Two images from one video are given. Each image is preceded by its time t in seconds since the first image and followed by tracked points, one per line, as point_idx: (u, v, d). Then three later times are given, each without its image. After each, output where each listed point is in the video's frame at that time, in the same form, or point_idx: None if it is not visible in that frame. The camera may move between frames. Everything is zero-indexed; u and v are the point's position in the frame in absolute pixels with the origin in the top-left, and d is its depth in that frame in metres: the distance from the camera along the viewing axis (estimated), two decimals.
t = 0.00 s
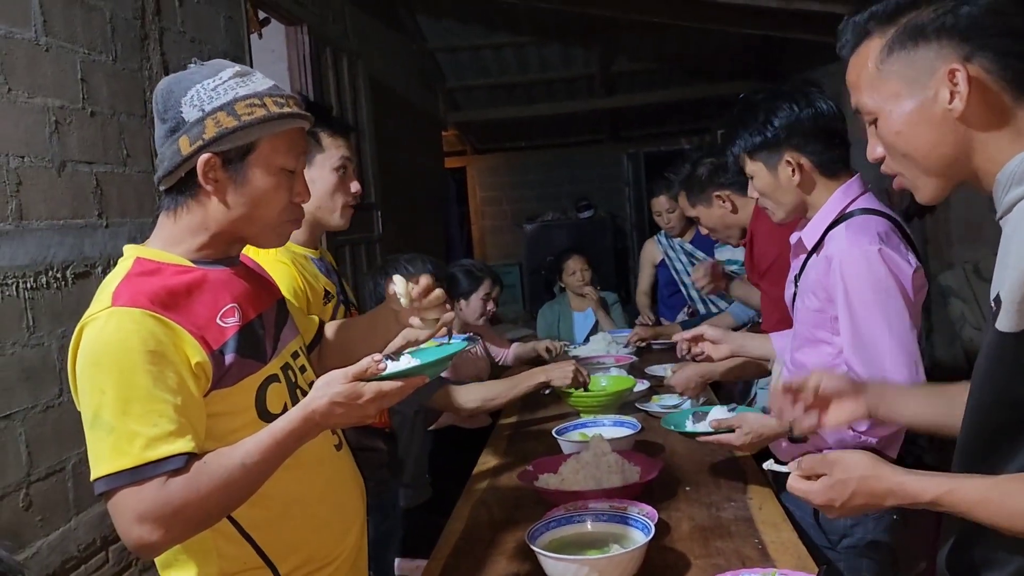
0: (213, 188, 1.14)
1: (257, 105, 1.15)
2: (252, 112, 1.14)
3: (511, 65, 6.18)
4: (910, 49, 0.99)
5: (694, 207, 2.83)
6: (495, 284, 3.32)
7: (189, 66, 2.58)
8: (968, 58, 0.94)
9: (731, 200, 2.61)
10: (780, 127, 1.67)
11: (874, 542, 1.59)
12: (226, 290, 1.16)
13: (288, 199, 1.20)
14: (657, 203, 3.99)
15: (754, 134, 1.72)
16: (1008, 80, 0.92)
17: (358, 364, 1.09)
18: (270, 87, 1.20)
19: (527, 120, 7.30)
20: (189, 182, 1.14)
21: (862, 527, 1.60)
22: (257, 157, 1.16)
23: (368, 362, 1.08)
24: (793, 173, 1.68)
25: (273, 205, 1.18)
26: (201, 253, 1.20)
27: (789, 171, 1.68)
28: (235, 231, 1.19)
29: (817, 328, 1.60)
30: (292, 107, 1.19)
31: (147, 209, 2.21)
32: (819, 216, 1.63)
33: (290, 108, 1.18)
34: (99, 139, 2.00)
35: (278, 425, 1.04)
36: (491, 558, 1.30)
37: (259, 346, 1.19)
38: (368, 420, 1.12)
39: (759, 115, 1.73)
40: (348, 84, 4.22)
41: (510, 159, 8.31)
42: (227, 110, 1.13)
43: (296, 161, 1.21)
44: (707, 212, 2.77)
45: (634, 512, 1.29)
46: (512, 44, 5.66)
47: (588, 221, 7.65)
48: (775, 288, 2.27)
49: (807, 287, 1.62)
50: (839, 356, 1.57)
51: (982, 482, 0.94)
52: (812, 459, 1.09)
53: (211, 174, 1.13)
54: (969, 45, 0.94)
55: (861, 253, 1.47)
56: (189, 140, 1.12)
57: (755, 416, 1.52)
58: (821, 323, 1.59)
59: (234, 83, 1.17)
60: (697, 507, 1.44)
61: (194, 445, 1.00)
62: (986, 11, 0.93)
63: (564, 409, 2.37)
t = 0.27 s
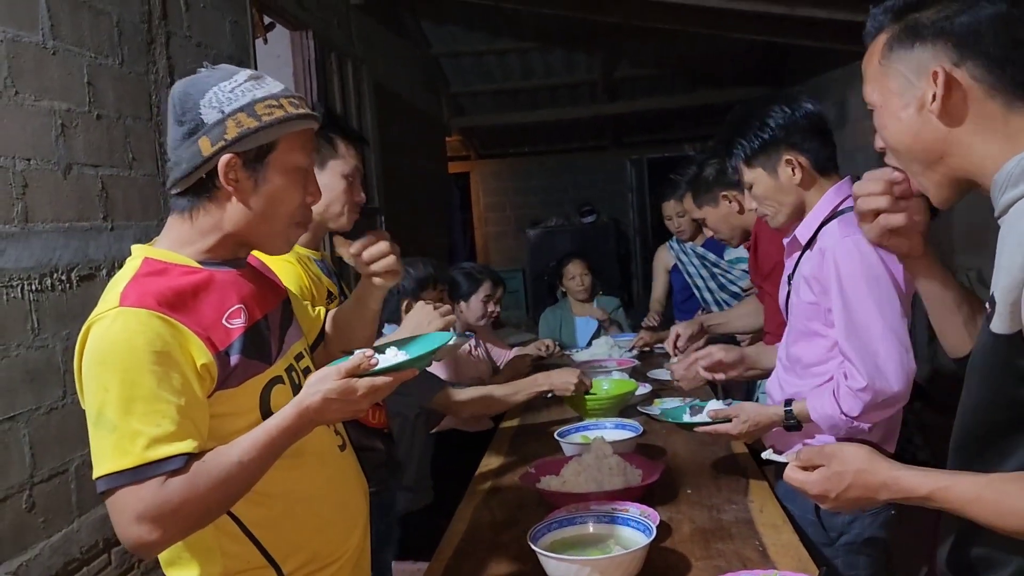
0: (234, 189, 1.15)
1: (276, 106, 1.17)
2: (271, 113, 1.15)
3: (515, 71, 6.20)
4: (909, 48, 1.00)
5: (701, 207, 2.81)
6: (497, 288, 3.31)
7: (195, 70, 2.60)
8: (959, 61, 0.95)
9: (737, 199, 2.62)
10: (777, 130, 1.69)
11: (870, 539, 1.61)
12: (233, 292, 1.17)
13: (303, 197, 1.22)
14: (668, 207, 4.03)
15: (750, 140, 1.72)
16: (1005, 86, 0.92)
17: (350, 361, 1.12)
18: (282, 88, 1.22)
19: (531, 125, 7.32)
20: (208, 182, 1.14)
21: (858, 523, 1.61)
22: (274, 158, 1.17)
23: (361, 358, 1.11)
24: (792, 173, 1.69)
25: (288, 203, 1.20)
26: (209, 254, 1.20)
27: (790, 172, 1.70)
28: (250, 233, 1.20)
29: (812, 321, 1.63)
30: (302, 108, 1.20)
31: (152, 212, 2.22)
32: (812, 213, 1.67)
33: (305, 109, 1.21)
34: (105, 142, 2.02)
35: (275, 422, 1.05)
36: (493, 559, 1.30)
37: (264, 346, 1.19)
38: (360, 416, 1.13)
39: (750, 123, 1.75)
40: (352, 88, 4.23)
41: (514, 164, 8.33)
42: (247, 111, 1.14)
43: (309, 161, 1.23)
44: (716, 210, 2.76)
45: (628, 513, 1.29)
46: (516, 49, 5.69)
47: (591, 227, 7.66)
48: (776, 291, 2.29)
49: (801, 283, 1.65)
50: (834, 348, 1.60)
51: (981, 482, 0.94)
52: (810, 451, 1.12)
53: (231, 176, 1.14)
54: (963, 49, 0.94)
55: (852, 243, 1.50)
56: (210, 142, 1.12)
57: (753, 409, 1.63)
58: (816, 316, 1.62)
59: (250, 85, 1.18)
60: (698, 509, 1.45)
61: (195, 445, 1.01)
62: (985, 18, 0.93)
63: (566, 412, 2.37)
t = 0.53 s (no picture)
0: (249, 196, 1.16)
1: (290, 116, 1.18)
2: (286, 122, 1.17)
3: (515, 78, 6.23)
4: (903, 57, 1.01)
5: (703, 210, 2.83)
6: (494, 291, 3.32)
7: (197, 76, 2.61)
8: (947, 68, 0.95)
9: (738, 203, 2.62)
10: (755, 149, 1.72)
11: (882, 538, 1.62)
12: (238, 298, 1.17)
13: (314, 203, 1.24)
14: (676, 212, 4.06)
15: (729, 167, 1.75)
16: (997, 89, 0.92)
17: (350, 369, 1.12)
18: (295, 100, 1.24)
19: (531, 132, 7.34)
20: (222, 188, 1.15)
21: (873, 522, 1.61)
22: (288, 166, 1.19)
23: (361, 366, 1.11)
24: (775, 188, 1.73)
25: (299, 209, 1.22)
26: (217, 260, 1.21)
27: (772, 188, 1.73)
28: (261, 239, 1.20)
29: (801, 322, 1.65)
30: (312, 119, 1.22)
31: (153, 217, 2.23)
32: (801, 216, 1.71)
33: (316, 119, 1.23)
34: (107, 148, 2.03)
35: (274, 428, 1.06)
36: (492, 564, 1.30)
37: (266, 352, 1.20)
38: (359, 422, 1.14)
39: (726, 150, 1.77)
40: (353, 95, 4.25)
41: (514, 170, 8.35)
42: (264, 119, 1.15)
43: (318, 168, 1.24)
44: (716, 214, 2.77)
45: (625, 518, 1.30)
46: (516, 56, 5.71)
47: (591, 232, 7.66)
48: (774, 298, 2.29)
49: (792, 285, 1.68)
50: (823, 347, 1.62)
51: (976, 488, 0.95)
52: (807, 454, 1.12)
53: (246, 182, 1.15)
54: (951, 56, 0.95)
55: (841, 240, 1.53)
56: (226, 149, 1.13)
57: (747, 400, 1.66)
58: (805, 317, 1.64)
59: (265, 95, 1.19)
60: (697, 514, 1.45)
61: (196, 451, 1.02)
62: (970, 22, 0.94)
63: (565, 418, 2.38)
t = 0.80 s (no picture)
0: (251, 202, 1.16)
1: (293, 123, 1.19)
2: (289, 129, 1.18)
3: (511, 81, 6.25)
4: (897, 62, 1.02)
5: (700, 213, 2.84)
6: (488, 292, 3.33)
7: (193, 80, 2.61)
8: (941, 72, 0.96)
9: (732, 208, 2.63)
10: (735, 165, 1.77)
11: (884, 539, 1.59)
12: (237, 302, 1.18)
13: (314, 210, 1.25)
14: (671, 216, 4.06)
15: (710, 181, 1.81)
16: (988, 93, 0.93)
17: (348, 374, 1.13)
18: (296, 107, 1.25)
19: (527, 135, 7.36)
20: (223, 193, 1.16)
21: (873, 524, 1.59)
22: (291, 171, 1.20)
23: (359, 371, 1.13)
24: (755, 205, 1.78)
25: (300, 216, 1.23)
26: (216, 264, 1.21)
27: (753, 205, 1.78)
28: (261, 244, 1.21)
29: (792, 327, 1.66)
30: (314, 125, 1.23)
31: (149, 221, 2.23)
32: (786, 221, 1.72)
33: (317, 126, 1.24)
34: (103, 151, 2.03)
35: (272, 433, 1.07)
36: (487, 567, 1.31)
37: (263, 355, 1.21)
38: (356, 427, 1.15)
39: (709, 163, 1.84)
40: (349, 98, 4.26)
41: (510, 173, 8.37)
42: (268, 126, 1.16)
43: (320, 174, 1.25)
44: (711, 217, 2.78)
45: (620, 521, 1.31)
46: (513, 59, 5.74)
47: (587, 235, 7.68)
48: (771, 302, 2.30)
49: (781, 292, 1.70)
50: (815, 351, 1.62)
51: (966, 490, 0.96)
52: (800, 452, 1.17)
53: (249, 188, 1.15)
54: (943, 60, 0.96)
55: (821, 247, 1.54)
56: (230, 155, 1.13)
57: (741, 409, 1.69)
58: (795, 322, 1.65)
59: (268, 101, 1.19)
60: (691, 517, 1.46)
61: (195, 455, 1.02)
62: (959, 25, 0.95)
63: (560, 421, 2.39)
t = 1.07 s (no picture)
0: (238, 203, 1.16)
1: (279, 121, 1.19)
2: (275, 127, 1.17)
3: (504, 83, 6.26)
4: (890, 61, 1.03)
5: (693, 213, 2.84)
6: (477, 290, 3.30)
7: (183, 82, 2.60)
8: (932, 71, 0.97)
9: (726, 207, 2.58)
10: (729, 172, 1.77)
11: (873, 544, 1.59)
12: (227, 302, 1.17)
13: (302, 209, 1.24)
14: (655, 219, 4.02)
15: (703, 186, 1.81)
16: (979, 91, 0.93)
17: (339, 374, 1.13)
18: (281, 105, 1.24)
19: (520, 136, 7.36)
20: (211, 194, 1.15)
21: (861, 528, 1.58)
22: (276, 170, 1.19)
23: (349, 370, 1.12)
24: (747, 211, 1.78)
25: (288, 216, 1.22)
26: (205, 264, 1.21)
27: (745, 212, 1.78)
28: (249, 243, 1.20)
29: (787, 336, 1.66)
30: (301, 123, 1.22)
31: (139, 224, 2.22)
32: (783, 224, 1.70)
33: (303, 124, 1.23)
34: (92, 153, 2.02)
35: (263, 434, 1.06)
36: (479, 569, 1.31)
37: (254, 356, 1.20)
38: (347, 428, 1.15)
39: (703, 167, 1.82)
40: (341, 100, 4.25)
41: (502, 175, 8.37)
42: (253, 125, 1.15)
43: (307, 173, 1.25)
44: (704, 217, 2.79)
45: (611, 522, 1.31)
46: (505, 61, 5.74)
47: (579, 237, 7.68)
48: (765, 302, 2.31)
49: (776, 299, 1.69)
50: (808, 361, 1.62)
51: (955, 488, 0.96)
52: (795, 449, 1.20)
53: (237, 188, 1.15)
54: (935, 59, 0.96)
55: (813, 260, 1.53)
56: (216, 155, 1.13)
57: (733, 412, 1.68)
58: (789, 331, 1.65)
59: (252, 101, 1.19)
60: (683, 518, 1.46)
61: (185, 455, 1.02)
62: (951, 24, 0.95)
63: (553, 423, 2.39)
